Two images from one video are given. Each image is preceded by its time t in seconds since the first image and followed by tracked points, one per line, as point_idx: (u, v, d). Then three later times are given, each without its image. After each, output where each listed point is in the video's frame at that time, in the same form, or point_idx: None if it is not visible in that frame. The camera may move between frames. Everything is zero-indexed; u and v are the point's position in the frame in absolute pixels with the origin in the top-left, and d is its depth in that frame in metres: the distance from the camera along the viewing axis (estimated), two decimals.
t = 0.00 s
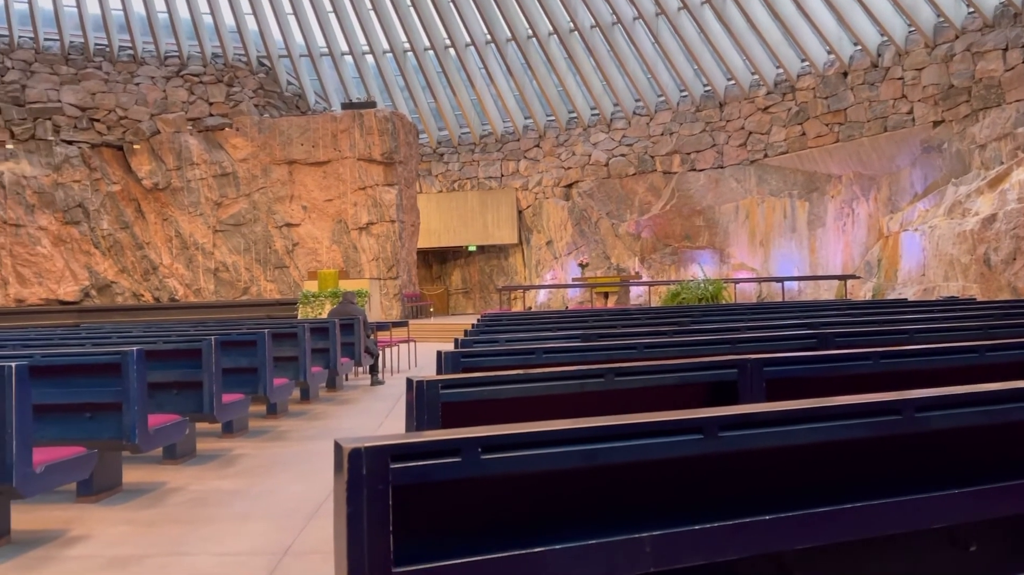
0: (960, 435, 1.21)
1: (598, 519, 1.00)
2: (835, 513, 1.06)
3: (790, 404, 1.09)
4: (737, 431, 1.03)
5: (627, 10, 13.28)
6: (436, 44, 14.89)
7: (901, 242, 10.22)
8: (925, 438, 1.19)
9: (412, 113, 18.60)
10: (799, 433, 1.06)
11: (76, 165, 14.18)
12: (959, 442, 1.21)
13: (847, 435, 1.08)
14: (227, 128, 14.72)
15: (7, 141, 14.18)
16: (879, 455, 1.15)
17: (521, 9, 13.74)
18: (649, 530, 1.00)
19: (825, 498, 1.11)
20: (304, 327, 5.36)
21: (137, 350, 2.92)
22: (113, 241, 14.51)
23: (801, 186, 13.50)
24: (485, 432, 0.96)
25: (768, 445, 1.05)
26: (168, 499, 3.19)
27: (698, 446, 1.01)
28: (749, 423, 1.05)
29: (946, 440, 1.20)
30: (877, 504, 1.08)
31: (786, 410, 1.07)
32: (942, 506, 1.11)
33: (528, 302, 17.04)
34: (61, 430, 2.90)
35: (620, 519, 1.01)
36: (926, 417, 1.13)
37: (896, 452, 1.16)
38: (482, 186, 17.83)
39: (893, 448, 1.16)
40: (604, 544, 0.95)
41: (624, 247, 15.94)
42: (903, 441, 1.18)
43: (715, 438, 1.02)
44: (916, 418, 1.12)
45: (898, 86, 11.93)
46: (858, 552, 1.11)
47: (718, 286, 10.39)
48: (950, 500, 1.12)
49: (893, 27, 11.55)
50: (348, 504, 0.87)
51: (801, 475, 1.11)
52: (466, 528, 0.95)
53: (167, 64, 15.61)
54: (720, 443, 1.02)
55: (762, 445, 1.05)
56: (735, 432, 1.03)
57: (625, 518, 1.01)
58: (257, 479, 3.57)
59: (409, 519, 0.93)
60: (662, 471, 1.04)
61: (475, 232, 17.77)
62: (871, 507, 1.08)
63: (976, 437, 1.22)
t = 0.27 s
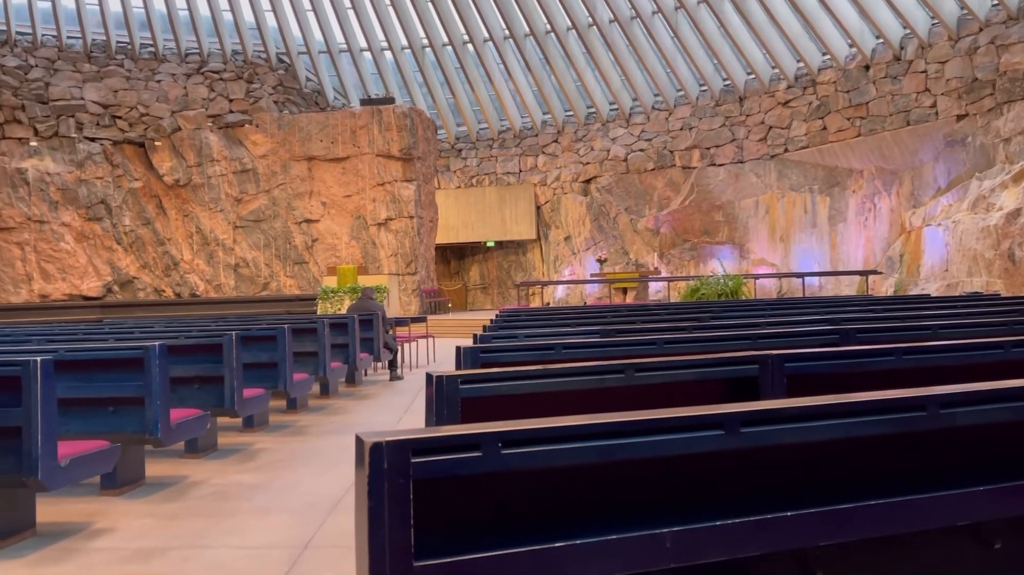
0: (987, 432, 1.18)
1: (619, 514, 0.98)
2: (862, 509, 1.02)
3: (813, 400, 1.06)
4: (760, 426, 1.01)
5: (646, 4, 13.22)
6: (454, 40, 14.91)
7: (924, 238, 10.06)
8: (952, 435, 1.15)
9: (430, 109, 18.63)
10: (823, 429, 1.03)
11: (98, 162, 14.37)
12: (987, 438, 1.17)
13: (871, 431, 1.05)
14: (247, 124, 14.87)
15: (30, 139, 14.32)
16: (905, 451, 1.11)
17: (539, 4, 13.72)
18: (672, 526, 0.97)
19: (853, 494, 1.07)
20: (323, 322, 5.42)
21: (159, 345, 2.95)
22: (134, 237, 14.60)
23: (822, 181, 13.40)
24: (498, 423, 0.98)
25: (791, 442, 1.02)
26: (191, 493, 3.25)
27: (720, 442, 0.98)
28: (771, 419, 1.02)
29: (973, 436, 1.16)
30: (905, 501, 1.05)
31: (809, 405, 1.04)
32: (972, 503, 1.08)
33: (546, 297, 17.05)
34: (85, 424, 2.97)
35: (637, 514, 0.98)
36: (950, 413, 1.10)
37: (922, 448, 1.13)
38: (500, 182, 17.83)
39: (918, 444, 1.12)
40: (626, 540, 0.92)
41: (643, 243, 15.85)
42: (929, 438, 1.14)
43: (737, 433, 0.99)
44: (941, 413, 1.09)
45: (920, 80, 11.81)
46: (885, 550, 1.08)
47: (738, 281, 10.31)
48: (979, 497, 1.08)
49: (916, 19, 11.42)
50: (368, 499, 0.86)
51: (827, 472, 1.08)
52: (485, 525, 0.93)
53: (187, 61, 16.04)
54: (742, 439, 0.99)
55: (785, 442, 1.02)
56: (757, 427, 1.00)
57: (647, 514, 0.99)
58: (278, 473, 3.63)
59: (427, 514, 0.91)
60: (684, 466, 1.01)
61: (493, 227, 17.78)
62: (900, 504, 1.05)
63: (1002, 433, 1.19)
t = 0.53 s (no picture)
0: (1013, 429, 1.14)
1: (640, 511, 0.97)
2: (886, 506, 1.00)
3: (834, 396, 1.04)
4: (781, 423, 0.99)
5: None
6: (473, 36, 14.94)
7: (947, 233, 9.95)
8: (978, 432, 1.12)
9: (449, 105, 18.66)
10: (846, 426, 1.01)
11: (121, 159, 14.61)
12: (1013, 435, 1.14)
13: (893, 428, 1.03)
14: (267, 121, 15.02)
15: (55, 136, 14.58)
16: (932, 449, 1.09)
17: None
18: (693, 523, 0.97)
19: (876, 491, 1.05)
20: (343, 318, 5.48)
21: (181, 341, 3.02)
22: (156, 234, 14.90)
23: (843, 176, 13.20)
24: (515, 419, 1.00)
25: (813, 439, 1.00)
26: (214, 486, 3.32)
27: (741, 439, 0.97)
28: (794, 415, 1.00)
29: (999, 433, 1.13)
30: (930, 498, 1.03)
31: (831, 402, 1.02)
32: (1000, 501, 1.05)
33: (565, 293, 17.04)
34: (109, 418, 3.05)
35: (658, 512, 0.97)
36: (975, 411, 1.06)
37: (948, 445, 1.10)
38: (519, 178, 17.82)
39: (944, 440, 1.10)
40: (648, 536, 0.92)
41: (663, 238, 15.69)
42: (954, 435, 1.11)
43: (758, 430, 0.97)
44: (965, 411, 1.06)
45: (944, 73, 11.70)
46: (912, 549, 1.05)
47: (758, 277, 10.24)
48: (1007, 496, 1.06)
49: (940, 12, 11.28)
50: (390, 493, 0.86)
51: (850, 470, 1.05)
52: (506, 518, 0.93)
53: (209, 59, 16.22)
54: (763, 436, 0.97)
55: (807, 439, 1.00)
56: (778, 424, 0.99)
57: (667, 510, 0.98)
58: (299, 467, 3.68)
59: (448, 508, 0.91)
60: (705, 463, 1.00)
61: (512, 223, 17.77)
62: (925, 503, 1.02)
63: None
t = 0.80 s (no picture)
0: None
1: (662, 505, 0.97)
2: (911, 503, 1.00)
3: (859, 391, 1.04)
4: (805, 418, 0.99)
5: None
6: (492, 31, 14.93)
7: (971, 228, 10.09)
8: (1003, 428, 1.11)
9: (469, 101, 18.67)
10: (871, 421, 1.00)
11: (143, 156, 14.80)
12: None
13: (919, 423, 1.02)
14: (288, 118, 15.16)
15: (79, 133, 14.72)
16: (958, 445, 1.08)
17: None
18: (715, 518, 0.96)
19: (900, 487, 1.04)
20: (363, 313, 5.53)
21: (204, 335, 3.08)
22: (179, 229, 15.12)
23: (866, 171, 13.15)
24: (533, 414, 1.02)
25: (838, 433, 1.00)
26: (236, 479, 3.38)
27: (766, 433, 0.97)
28: (818, 409, 1.00)
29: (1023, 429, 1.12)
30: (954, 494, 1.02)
31: (856, 397, 1.01)
32: None
33: (584, 289, 17.03)
34: (134, 411, 3.13)
35: (679, 507, 0.97)
36: (1002, 407, 1.06)
37: (973, 441, 1.09)
38: (538, 173, 17.80)
39: (969, 436, 1.09)
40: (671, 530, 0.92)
41: (683, 234, 15.61)
42: (980, 430, 1.10)
43: (782, 425, 0.97)
44: (993, 407, 1.05)
45: (968, 66, 11.48)
46: (935, 545, 1.05)
47: (780, 273, 10.14)
48: None
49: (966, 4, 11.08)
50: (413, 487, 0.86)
51: (874, 466, 1.05)
52: (528, 512, 0.93)
53: (230, 56, 16.32)
54: (787, 430, 0.97)
55: (832, 434, 1.00)
56: (803, 419, 0.98)
57: (690, 505, 0.98)
58: (320, 461, 3.73)
59: (472, 502, 0.91)
60: (729, 457, 1.00)
61: (531, 219, 17.76)
62: (949, 498, 1.02)
63: None
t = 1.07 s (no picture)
0: None
1: (684, 503, 0.98)
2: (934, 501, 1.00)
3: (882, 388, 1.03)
4: (829, 415, 0.99)
5: None
6: (512, 27, 14.96)
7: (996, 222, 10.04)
8: None
9: (488, 98, 18.69)
10: (896, 418, 1.00)
11: (166, 153, 15.04)
12: None
13: (944, 421, 1.02)
14: (308, 115, 15.31)
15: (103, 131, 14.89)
16: (984, 443, 1.08)
17: None
18: (737, 515, 0.97)
19: (923, 485, 1.04)
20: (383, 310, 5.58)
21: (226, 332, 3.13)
22: (200, 226, 15.31)
23: (889, 166, 12.90)
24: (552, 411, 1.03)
25: (862, 431, 0.99)
26: (258, 474, 3.44)
27: (789, 431, 0.97)
28: (842, 407, 1.00)
29: None
30: (978, 493, 1.02)
31: (879, 394, 1.01)
32: None
33: (603, 286, 16.99)
34: (159, 407, 3.20)
35: (702, 503, 0.98)
36: None
37: (999, 438, 1.09)
38: (557, 170, 17.76)
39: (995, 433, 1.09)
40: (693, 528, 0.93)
41: (703, 230, 15.47)
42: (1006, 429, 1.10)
43: (806, 422, 0.98)
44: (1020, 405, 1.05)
45: (994, 60, 11.36)
46: (956, 542, 1.05)
47: (801, 269, 10.04)
48: None
49: None
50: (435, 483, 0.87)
51: (898, 464, 1.04)
52: (550, 508, 0.94)
53: (251, 53, 16.44)
54: (811, 428, 0.98)
55: (855, 431, 1.00)
56: (826, 416, 0.99)
57: (711, 502, 0.98)
58: (341, 457, 3.79)
59: (494, 498, 0.92)
60: (751, 454, 1.00)
61: (550, 215, 17.75)
62: (973, 497, 1.02)
63: None
